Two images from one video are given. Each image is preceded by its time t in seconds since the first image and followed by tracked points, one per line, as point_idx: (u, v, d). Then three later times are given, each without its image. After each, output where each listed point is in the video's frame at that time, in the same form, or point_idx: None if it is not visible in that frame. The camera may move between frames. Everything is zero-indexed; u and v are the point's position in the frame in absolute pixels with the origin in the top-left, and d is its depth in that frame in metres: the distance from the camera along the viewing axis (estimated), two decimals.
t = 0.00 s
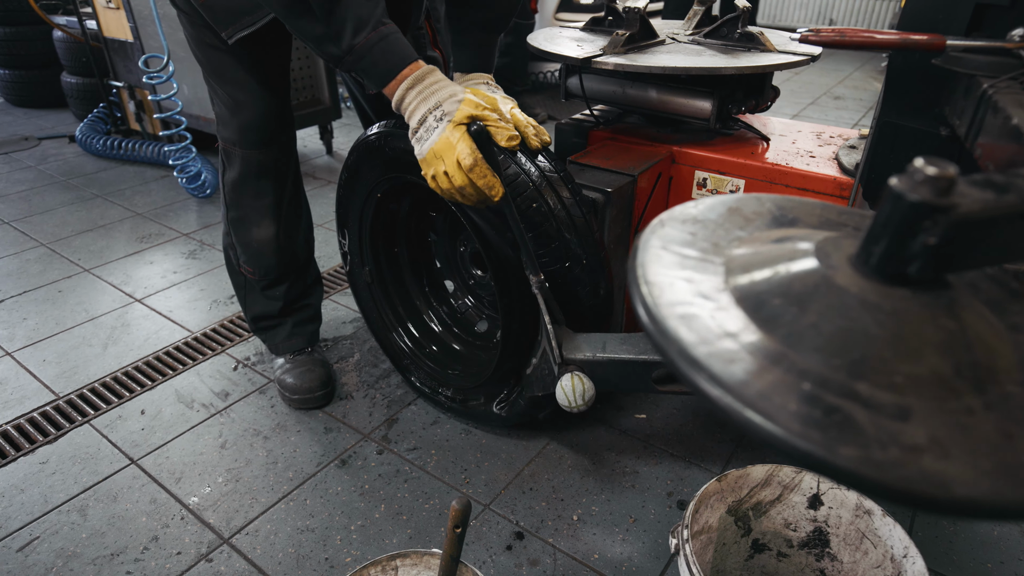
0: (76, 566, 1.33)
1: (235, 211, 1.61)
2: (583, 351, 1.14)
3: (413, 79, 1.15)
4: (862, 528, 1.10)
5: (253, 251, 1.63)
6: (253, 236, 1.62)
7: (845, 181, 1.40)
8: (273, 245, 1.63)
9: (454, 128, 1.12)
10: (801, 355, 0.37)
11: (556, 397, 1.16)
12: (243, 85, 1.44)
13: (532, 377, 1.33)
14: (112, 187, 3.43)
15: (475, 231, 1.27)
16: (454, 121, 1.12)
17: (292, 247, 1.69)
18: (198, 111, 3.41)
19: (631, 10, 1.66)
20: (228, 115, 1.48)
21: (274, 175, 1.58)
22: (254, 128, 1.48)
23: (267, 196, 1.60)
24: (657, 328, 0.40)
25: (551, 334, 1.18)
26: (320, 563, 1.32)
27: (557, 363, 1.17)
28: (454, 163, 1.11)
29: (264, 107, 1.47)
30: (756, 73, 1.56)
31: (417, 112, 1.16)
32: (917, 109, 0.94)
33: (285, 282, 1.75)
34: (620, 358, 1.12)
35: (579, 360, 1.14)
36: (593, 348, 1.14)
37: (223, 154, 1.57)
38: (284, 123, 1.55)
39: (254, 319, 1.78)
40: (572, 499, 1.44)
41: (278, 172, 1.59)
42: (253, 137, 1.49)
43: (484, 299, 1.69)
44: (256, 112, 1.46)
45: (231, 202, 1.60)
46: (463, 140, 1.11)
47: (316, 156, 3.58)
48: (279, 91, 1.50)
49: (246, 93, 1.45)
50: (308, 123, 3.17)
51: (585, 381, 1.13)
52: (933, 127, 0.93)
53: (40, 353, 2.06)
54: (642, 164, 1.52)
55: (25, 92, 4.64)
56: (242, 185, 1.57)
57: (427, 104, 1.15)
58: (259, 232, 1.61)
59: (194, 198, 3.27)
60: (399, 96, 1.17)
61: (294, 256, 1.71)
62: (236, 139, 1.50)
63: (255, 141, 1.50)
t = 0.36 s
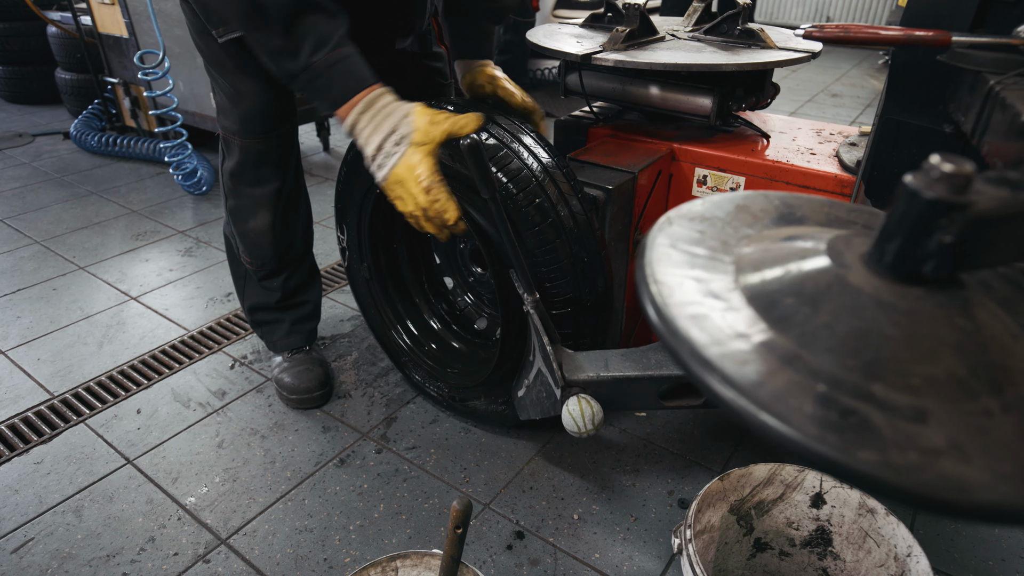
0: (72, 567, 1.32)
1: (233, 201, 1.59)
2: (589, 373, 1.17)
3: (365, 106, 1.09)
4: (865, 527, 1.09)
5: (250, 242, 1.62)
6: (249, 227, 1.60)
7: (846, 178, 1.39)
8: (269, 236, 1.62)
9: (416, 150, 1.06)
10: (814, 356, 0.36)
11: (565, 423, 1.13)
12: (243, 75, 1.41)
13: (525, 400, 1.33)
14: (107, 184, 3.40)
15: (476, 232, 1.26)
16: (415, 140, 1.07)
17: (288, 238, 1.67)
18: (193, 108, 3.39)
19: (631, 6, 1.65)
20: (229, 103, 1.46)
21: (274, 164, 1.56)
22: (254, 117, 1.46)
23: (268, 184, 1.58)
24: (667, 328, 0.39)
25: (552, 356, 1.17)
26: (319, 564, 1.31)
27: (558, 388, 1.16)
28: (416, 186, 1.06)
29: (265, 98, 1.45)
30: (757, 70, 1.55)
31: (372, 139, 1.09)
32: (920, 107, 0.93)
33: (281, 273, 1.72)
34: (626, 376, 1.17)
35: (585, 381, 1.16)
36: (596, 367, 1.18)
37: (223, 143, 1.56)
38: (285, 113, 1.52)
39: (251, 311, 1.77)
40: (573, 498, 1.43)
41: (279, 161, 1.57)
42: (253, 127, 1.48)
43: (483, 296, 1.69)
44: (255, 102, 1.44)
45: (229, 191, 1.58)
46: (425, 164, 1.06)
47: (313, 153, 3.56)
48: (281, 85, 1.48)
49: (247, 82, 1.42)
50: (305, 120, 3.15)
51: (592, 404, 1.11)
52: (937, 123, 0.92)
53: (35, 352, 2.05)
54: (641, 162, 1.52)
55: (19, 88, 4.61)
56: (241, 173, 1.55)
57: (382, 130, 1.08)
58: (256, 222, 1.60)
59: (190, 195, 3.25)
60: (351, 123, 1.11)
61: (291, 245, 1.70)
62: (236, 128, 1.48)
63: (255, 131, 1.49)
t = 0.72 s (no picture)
0: (68, 567, 1.31)
1: (228, 197, 1.58)
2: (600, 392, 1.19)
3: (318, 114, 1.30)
4: (868, 526, 1.09)
5: (246, 237, 1.61)
6: (244, 222, 1.59)
7: (847, 175, 1.38)
8: (264, 230, 1.60)
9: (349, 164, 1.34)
10: (829, 356, 0.36)
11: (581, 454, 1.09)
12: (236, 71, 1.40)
13: (520, 426, 1.31)
14: (102, 180, 3.38)
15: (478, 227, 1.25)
16: (350, 158, 1.34)
17: (285, 233, 1.66)
18: (189, 104, 3.37)
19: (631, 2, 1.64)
20: (224, 100, 1.46)
21: (270, 159, 1.55)
22: (250, 113, 1.46)
23: (266, 177, 1.57)
24: (678, 328, 0.39)
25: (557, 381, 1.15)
26: (317, 563, 1.30)
27: (566, 416, 1.15)
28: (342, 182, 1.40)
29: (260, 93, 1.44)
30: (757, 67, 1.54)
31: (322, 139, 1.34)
32: (922, 104, 0.93)
33: (279, 268, 1.71)
34: (636, 396, 1.21)
35: (594, 404, 1.19)
36: (603, 390, 1.21)
37: (217, 138, 1.54)
38: (279, 106, 1.51)
39: (248, 307, 1.77)
40: (572, 496, 1.43)
41: (275, 157, 1.56)
42: (247, 123, 1.47)
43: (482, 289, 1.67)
44: (248, 98, 1.44)
45: (225, 187, 1.57)
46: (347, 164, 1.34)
47: (309, 150, 3.54)
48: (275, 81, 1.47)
49: (240, 78, 1.41)
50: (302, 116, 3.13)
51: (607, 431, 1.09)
52: (940, 121, 0.91)
53: (30, 350, 2.03)
54: (641, 158, 1.51)
55: (13, 84, 4.57)
56: (236, 168, 1.54)
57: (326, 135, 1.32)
58: (250, 218, 1.59)
59: (186, 192, 3.23)
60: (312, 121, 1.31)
61: (288, 241, 1.68)
62: (232, 124, 1.47)
63: (251, 127, 1.48)
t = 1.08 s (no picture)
0: None
1: (228, 208, 1.56)
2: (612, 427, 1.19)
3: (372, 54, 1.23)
4: (868, 534, 1.09)
5: (245, 248, 1.59)
6: (245, 234, 1.58)
7: (844, 180, 1.38)
8: (265, 243, 1.59)
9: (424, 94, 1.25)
10: (841, 370, 0.36)
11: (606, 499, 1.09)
12: (242, 81, 1.41)
13: (521, 469, 1.28)
14: (96, 184, 3.36)
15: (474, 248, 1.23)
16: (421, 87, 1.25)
17: (284, 244, 1.64)
18: (183, 108, 3.35)
19: (627, 6, 1.64)
20: (226, 109, 1.44)
21: (269, 173, 1.54)
22: (255, 124, 1.45)
23: (265, 193, 1.56)
24: (686, 341, 0.39)
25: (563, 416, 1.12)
26: (312, 572, 1.28)
27: (579, 457, 1.13)
28: (423, 123, 1.22)
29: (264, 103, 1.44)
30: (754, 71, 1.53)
31: (380, 85, 1.23)
32: (922, 110, 0.91)
33: (277, 280, 1.70)
34: (647, 431, 1.20)
35: (605, 441, 1.18)
36: (613, 425, 1.20)
37: (217, 150, 1.52)
38: (283, 121, 1.52)
39: (242, 317, 1.75)
40: (570, 504, 1.42)
41: (275, 169, 1.55)
42: (251, 134, 1.46)
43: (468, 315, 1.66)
44: (253, 110, 1.43)
45: (224, 197, 1.56)
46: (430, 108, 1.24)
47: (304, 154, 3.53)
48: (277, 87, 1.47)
49: (247, 90, 1.42)
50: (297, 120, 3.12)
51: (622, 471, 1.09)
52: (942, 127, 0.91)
53: (22, 355, 2.01)
54: (639, 163, 1.50)
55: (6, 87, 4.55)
56: (238, 179, 1.52)
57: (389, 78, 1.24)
58: (250, 230, 1.57)
59: (180, 196, 3.22)
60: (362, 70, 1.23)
61: (286, 253, 1.66)
62: (234, 135, 1.46)
63: (255, 139, 1.47)
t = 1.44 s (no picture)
0: None
1: (229, 212, 1.56)
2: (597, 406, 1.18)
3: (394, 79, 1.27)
4: (869, 538, 1.09)
5: (246, 253, 1.58)
6: (246, 238, 1.57)
7: (844, 183, 1.38)
8: (268, 248, 1.58)
9: (444, 107, 1.27)
10: (856, 380, 0.36)
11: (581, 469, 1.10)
12: (247, 85, 1.40)
13: (516, 442, 1.28)
14: (89, 185, 3.34)
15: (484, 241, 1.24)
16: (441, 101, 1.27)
17: (284, 250, 1.63)
18: (178, 109, 3.34)
19: (625, 9, 1.63)
20: (230, 114, 1.43)
21: (273, 178, 1.53)
22: (259, 130, 1.44)
23: (266, 197, 1.54)
24: (699, 350, 0.40)
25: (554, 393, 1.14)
26: None
27: (564, 431, 1.14)
28: (444, 133, 1.23)
29: (269, 108, 1.43)
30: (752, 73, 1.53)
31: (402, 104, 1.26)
32: (923, 112, 0.93)
33: (275, 285, 1.70)
34: (633, 411, 1.19)
35: (592, 419, 1.18)
36: (602, 405, 1.19)
37: (218, 155, 1.51)
38: (287, 125, 1.50)
39: (240, 321, 1.74)
40: (568, 507, 1.41)
41: (279, 175, 1.54)
42: (256, 139, 1.45)
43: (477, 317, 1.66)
44: (258, 114, 1.42)
45: (225, 201, 1.55)
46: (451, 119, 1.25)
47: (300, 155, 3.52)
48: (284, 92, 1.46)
49: (252, 95, 1.41)
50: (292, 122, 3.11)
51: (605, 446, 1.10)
52: (942, 130, 0.92)
53: (16, 358, 1.99)
54: (637, 166, 1.50)
55: None
56: (240, 185, 1.52)
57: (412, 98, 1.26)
58: (252, 235, 1.56)
59: (174, 197, 3.20)
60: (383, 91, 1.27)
61: (286, 259, 1.65)
62: (238, 140, 1.45)
63: (258, 145, 1.46)
